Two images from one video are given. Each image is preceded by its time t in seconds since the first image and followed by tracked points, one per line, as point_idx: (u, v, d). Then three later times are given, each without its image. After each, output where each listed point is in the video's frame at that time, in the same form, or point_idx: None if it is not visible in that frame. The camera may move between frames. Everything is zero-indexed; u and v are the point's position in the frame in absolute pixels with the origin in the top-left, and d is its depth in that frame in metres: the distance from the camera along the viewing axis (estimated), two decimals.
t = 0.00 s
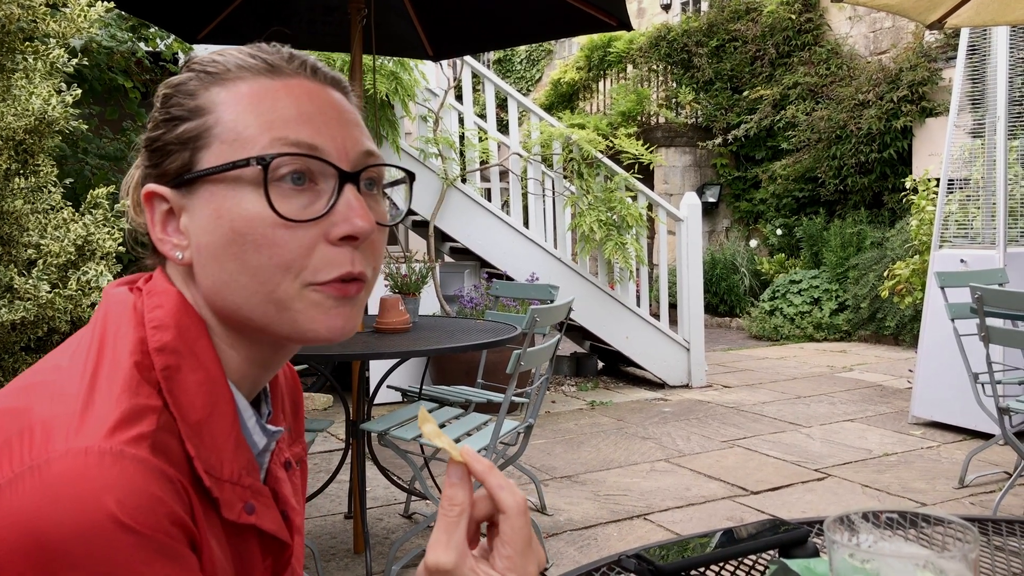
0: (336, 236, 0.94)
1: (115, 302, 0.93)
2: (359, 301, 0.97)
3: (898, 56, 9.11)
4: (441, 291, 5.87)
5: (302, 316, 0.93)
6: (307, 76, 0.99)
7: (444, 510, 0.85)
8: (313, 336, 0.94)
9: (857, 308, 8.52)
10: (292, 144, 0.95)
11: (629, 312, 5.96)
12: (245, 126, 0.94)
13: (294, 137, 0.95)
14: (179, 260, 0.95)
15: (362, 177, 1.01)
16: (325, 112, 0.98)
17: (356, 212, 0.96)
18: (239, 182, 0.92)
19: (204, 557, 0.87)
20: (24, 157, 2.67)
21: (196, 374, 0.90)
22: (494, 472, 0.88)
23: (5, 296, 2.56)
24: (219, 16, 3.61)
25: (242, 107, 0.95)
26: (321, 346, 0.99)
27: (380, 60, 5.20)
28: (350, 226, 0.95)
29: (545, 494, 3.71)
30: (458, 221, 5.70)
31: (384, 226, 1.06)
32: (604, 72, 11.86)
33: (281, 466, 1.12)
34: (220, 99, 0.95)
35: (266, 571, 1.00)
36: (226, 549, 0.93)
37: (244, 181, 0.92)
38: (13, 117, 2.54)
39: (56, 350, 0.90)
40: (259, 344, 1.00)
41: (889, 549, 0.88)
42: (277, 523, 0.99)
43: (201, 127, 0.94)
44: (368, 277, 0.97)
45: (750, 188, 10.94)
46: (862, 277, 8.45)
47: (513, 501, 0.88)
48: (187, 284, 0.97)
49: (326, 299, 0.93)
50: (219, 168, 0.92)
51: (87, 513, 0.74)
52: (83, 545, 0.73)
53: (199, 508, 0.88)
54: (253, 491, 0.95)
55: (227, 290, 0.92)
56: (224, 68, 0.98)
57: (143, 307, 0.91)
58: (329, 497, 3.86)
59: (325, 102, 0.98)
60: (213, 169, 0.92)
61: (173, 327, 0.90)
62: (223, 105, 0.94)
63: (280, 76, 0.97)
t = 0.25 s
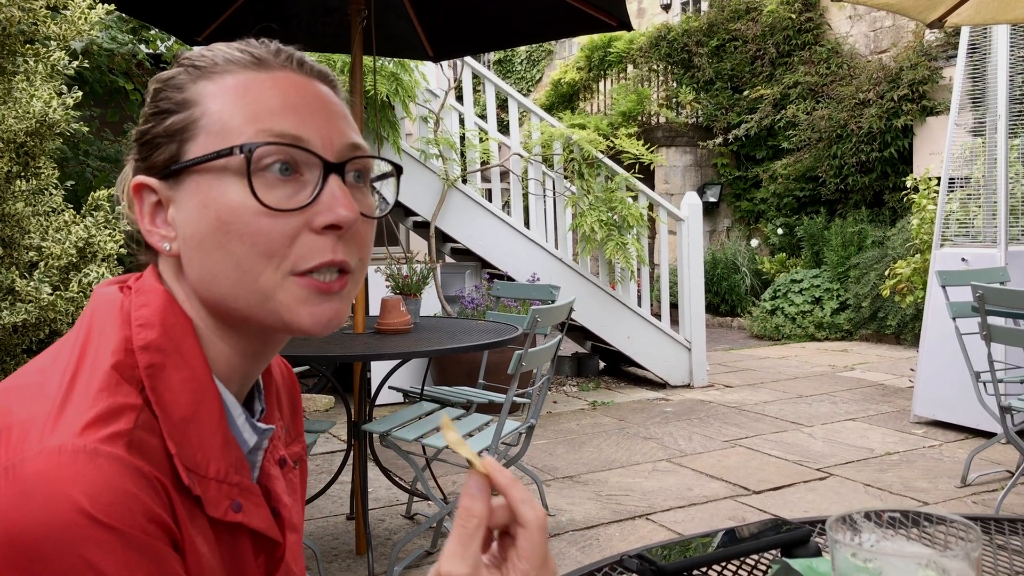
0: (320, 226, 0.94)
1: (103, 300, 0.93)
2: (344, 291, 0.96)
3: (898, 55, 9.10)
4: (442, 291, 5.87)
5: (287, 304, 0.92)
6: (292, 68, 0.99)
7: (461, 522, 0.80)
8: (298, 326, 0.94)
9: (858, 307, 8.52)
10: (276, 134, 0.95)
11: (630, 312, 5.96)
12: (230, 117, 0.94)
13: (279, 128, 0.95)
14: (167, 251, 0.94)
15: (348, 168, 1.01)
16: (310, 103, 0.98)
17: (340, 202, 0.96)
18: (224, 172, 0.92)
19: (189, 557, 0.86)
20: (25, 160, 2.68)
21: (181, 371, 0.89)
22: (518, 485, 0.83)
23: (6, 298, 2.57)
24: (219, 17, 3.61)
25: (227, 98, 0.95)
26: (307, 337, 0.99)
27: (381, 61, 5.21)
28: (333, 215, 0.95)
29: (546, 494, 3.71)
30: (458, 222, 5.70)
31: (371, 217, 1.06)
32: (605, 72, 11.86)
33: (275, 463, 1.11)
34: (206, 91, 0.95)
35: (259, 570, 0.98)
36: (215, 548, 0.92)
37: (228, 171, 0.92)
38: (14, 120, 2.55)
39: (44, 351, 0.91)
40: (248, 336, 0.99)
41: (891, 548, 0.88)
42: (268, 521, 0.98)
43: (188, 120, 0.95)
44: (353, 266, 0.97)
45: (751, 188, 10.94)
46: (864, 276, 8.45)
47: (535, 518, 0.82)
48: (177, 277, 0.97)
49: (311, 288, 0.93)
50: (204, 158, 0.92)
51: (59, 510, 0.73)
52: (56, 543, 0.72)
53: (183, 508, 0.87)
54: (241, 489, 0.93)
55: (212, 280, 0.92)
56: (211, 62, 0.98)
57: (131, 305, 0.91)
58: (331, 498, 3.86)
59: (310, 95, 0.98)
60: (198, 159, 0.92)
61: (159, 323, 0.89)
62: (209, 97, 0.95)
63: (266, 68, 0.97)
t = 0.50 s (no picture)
0: (310, 241, 0.94)
1: (98, 302, 0.93)
2: (333, 306, 0.97)
3: (898, 53, 9.10)
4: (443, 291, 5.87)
5: (274, 320, 0.93)
6: (291, 77, 0.98)
7: (507, 564, 0.81)
8: (286, 339, 0.94)
9: (859, 305, 8.51)
10: (269, 148, 0.94)
11: (631, 310, 5.96)
12: (225, 127, 0.94)
13: (272, 142, 0.95)
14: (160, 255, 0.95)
15: (343, 180, 1.00)
16: (306, 116, 0.97)
17: (331, 217, 0.96)
18: (216, 184, 0.92)
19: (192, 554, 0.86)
20: (24, 160, 2.68)
21: (180, 371, 0.89)
22: (573, 555, 0.82)
23: (6, 298, 2.58)
24: (219, 18, 3.60)
25: (223, 107, 0.94)
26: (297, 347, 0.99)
27: (379, 61, 5.21)
28: (324, 231, 0.95)
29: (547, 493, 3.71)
30: (458, 221, 5.71)
31: (365, 227, 1.06)
32: (604, 70, 11.86)
33: (271, 462, 1.11)
34: (202, 98, 0.94)
35: (259, 568, 0.99)
36: (216, 545, 0.92)
37: (220, 182, 0.92)
38: (13, 121, 2.55)
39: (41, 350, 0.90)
40: (240, 344, 1.00)
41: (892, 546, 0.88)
42: (268, 518, 0.98)
43: (183, 126, 0.94)
44: (342, 283, 0.97)
45: (751, 186, 10.94)
46: (864, 274, 8.45)
47: None
48: (171, 281, 0.97)
49: (300, 303, 0.94)
50: (197, 168, 0.92)
51: (67, 507, 0.73)
52: (62, 541, 0.72)
53: (185, 505, 0.87)
54: (240, 486, 0.93)
55: (203, 292, 0.92)
56: (210, 66, 0.97)
57: (127, 306, 0.91)
58: (332, 498, 3.86)
59: (307, 106, 0.97)
60: (192, 168, 0.92)
61: (157, 325, 0.89)
62: (205, 104, 0.94)
63: (264, 78, 0.96)
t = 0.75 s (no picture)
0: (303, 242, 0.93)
1: (101, 298, 0.93)
2: (327, 307, 0.96)
3: (898, 48, 9.09)
4: (443, 289, 5.87)
5: (267, 320, 0.93)
6: (291, 75, 0.96)
7: (509, 555, 0.80)
8: (279, 338, 0.94)
9: (860, 301, 8.51)
10: (265, 146, 0.94)
11: (632, 308, 5.95)
12: (222, 124, 0.93)
13: (268, 140, 0.94)
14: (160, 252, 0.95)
15: (341, 179, 0.99)
16: (304, 114, 0.95)
17: (326, 218, 0.95)
18: (210, 183, 0.92)
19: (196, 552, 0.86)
20: (23, 158, 2.68)
21: (183, 368, 0.89)
22: (576, 545, 0.81)
23: (7, 297, 2.58)
24: (219, 16, 3.60)
25: (220, 103, 0.93)
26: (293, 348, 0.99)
27: (379, 59, 5.21)
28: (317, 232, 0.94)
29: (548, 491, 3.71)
30: (459, 219, 5.71)
31: (366, 226, 1.04)
32: (605, 68, 11.84)
33: (274, 460, 1.11)
34: (201, 95, 0.93)
35: (262, 565, 0.98)
36: (220, 543, 0.91)
37: (216, 180, 0.92)
38: (12, 118, 2.55)
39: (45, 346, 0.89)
40: (239, 343, 0.99)
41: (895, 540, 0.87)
42: (271, 515, 0.97)
43: (181, 123, 0.94)
44: (338, 284, 0.96)
45: (751, 183, 10.93)
46: (865, 270, 8.45)
47: None
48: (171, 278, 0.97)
49: (292, 303, 0.93)
50: (193, 166, 0.92)
51: (72, 503, 0.73)
52: (67, 538, 0.72)
53: (188, 502, 0.86)
54: (244, 484, 0.93)
55: (198, 291, 0.92)
56: (211, 62, 0.96)
57: (129, 302, 0.91)
58: (334, 496, 3.86)
59: (305, 104, 0.95)
60: (188, 166, 0.92)
61: (159, 322, 0.89)
62: (203, 101, 0.93)
63: (263, 75, 0.95)
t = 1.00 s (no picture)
0: (305, 227, 0.93)
1: (104, 293, 0.92)
2: (331, 293, 0.96)
3: (901, 42, 9.07)
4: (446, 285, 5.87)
5: (270, 305, 0.93)
6: (290, 62, 0.96)
7: (515, 554, 0.80)
8: (282, 325, 0.94)
9: (863, 296, 8.50)
10: (265, 132, 0.93)
11: (635, 303, 5.95)
12: (221, 111, 0.92)
13: (268, 125, 0.94)
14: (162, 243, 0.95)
15: (342, 165, 0.99)
16: (304, 99, 0.95)
17: (327, 202, 0.95)
18: (210, 169, 0.91)
19: (202, 549, 0.86)
20: (26, 155, 2.68)
21: (188, 364, 0.88)
22: (582, 544, 0.81)
23: (10, 294, 2.58)
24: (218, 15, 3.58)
25: (219, 91, 0.93)
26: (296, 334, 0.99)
27: (380, 54, 5.22)
28: (318, 216, 0.94)
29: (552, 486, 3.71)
30: (461, 215, 5.70)
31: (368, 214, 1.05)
32: (606, 63, 11.82)
33: (280, 454, 1.11)
34: (200, 84, 0.93)
35: (269, 561, 0.99)
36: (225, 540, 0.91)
37: (216, 167, 0.91)
38: (15, 115, 2.56)
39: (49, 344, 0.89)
40: (242, 333, 0.99)
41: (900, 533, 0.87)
42: (276, 511, 0.97)
43: (180, 112, 0.93)
44: (340, 269, 0.97)
45: (754, 177, 10.92)
46: (867, 265, 8.45)
47: None
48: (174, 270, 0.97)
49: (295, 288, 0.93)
50: (194, 153, 0.91)
51: (76, 501, 0.72)
52: (72, 536, 0.72)
53: (193, 499, 0.86)
54: (249, 480, 0.93)
55: (200, 278, 0.92)
56: (210, 51, 0.96)
57: (133, 297, 0.90)
58: (338, 492, 3.86)
59: (305, 90, 0.95)
60: (188, 154, 0.91)
61: (164, 318, 0.88)
62: (202, 89, 0.93)
63: (262, 62, 0.95)
